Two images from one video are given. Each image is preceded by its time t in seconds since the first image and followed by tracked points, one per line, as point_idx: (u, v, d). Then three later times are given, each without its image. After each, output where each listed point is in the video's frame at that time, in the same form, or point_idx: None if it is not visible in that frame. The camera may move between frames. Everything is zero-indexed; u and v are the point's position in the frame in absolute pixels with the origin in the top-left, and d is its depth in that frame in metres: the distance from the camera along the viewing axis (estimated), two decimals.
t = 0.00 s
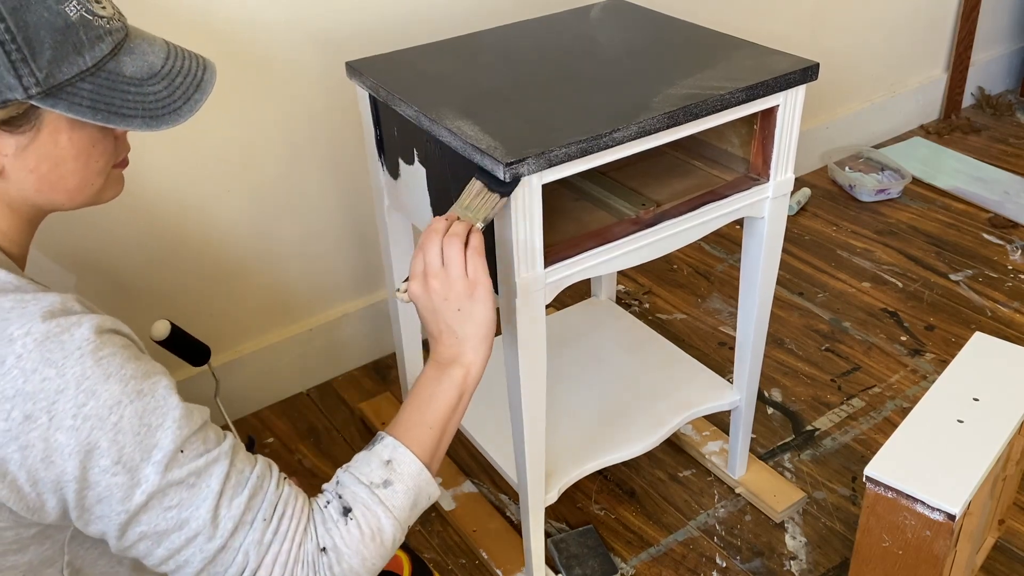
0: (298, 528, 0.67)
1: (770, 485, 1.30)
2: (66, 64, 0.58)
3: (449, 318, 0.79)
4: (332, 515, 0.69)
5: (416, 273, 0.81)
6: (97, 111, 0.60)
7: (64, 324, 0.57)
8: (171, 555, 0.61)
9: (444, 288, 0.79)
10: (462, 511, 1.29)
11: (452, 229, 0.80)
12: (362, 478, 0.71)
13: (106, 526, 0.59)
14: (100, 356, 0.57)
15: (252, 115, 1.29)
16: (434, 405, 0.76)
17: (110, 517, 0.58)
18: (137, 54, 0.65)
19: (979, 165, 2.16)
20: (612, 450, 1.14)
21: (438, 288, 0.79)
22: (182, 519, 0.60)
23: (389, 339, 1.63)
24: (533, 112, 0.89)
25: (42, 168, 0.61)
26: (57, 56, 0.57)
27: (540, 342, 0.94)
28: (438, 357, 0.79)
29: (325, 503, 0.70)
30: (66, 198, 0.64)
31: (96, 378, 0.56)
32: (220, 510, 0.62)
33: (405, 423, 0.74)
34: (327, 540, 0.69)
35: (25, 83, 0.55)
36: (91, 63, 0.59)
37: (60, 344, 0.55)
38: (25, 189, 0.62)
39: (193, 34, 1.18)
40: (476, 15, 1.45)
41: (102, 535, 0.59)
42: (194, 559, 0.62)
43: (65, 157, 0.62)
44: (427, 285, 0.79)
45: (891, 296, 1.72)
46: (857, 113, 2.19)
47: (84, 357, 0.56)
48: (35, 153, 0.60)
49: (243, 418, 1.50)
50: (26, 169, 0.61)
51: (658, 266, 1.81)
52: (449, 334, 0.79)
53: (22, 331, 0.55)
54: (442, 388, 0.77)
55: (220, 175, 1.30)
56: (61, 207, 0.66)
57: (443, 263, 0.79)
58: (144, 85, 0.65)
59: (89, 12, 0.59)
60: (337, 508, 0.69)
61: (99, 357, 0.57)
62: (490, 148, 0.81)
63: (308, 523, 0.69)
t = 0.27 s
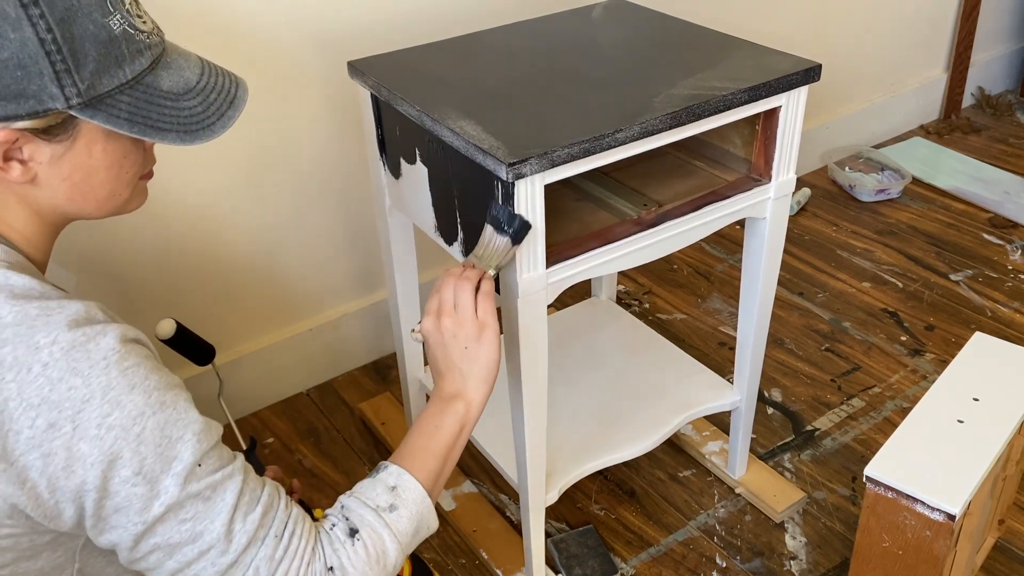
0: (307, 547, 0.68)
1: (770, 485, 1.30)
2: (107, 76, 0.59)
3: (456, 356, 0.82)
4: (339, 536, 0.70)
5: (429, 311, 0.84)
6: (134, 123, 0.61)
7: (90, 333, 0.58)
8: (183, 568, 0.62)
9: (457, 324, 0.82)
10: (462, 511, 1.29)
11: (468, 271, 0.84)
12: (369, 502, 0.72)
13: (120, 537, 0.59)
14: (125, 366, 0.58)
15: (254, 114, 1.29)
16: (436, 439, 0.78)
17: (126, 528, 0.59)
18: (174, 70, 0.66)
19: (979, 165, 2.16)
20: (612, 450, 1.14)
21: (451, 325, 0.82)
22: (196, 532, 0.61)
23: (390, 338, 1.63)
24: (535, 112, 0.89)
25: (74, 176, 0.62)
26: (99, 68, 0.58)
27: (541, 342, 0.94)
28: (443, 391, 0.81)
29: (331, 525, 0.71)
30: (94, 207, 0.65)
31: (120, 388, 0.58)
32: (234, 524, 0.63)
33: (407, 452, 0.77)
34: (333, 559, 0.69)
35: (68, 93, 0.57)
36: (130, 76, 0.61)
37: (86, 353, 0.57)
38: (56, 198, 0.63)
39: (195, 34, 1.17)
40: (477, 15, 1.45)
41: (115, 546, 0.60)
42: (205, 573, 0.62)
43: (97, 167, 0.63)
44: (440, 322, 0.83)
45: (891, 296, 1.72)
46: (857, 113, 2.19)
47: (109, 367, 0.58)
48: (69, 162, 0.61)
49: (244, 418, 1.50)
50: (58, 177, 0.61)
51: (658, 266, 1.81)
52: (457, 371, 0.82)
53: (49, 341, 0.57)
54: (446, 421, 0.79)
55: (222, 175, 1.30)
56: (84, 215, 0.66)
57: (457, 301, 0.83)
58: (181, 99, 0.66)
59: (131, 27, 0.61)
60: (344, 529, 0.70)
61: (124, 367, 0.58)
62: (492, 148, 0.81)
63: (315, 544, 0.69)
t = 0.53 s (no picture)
0: (303, 548, 0.69)
1: (770, 485, 1.30)
2: (101, 76, 0.59)
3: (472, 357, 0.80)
4: (333, 537, 0.71)
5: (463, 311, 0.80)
6: (130, 123, 0.61)
7: (94, 343, 0.58)
8: (184, 570, 0.64)
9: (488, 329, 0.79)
10: (462, 511, 1.29)
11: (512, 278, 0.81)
12: (362, 500, 0.73)
13: (122, 542, 0.61)
14: (129, 378, 0.58)
15: (254, 114, 1.29)
16: (423, 424, 0.77)
17: (127, 534, 0.60)
18: (170, 67, 0.66)
19: (979, 165, 2.16)
20: (612, 450, 1.14)
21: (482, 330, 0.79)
22: (198, 538, 0.62)
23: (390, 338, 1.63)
24: (534, 112, 0.89)
25: (69, 178, 0.62)
26: (93, 68, 0.58)
27: (541, 341, 0.94)
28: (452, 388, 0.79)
29: (324, 522, 0.72)
30: (91, 207, 0.65)
31: (124, 401, 0.58)
32: (235, 531, 0.64)
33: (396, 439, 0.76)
34: (327, 560, 0.70)
35: (61, 94, 0.56)
36: (125, 75, 0.61)
37: (90, 365, 0.57)
38: (53, 199, 0.63)
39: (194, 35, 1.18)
40: (477, 15, 1.45)
41: (116, 547, 0.62)
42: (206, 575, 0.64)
43: (94, 168, 0.63)
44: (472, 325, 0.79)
45: (891, 296, 1.72)
46: (857, 113, 2.19)
47: (113, 379, 0.58)
48: (64, 163, 0.61)
49: (245, 417, 1.50)
50: (53, 178, 0.61)
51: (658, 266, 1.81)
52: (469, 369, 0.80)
53: (52, 351, 0.56)
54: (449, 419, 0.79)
55: (222, 175, 1.30)
56: (82, 215, 0.67)
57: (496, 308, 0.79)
58: (178, 97, 0.66)
59: (125, 24, 0.61)
60: (338, 531, 0.72)
61: (127, 379, 0.58)
62: (491, 148, 0.81)
63: (310, 546, 0.70)
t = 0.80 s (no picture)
0: (303, 535, 0.69)
1: (770, 485, 1.30)
2: (105, 80, 0.59)
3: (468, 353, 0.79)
4: (332, 523, 0.72)
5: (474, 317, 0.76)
6: (134, 127, 0.61)
7: (100, 347, 0.58)
8: (190, 564, 0.64)
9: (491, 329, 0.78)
10: (462, 511, 1.29)
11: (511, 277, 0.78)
12: (361, 487, 0.73)
13: (130, 540, 0.61)
14: (135, 382, 0.58)
15: (253, 114, 1.29)
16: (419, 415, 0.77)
17: (136, 533, 0.60)
18: (174, 70, 0.66)
19: (979, 165, 2.16)
20: (612, 450, 1.14)
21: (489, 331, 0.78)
22: (205, 533, 0.63)
23: (390, 338, 1.63)
24: (534, 112, 0.89)
25: (74, 182, 0.62)
26: (96, 72, 0.58)
27: (541, 342, 0.94)
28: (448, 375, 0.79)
29: (323, 508, 0.72)
30: (95, 209, 0.65)
31: (132, 405, 0.58)
32: (241, 525, 0.64)
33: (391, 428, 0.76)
34: (327, 545, 0.71)
35: (65, 100, 0.56)
36: (129, 80, 0.61)
37: (98, 369, 0.57)
38: (57, 203, 0.63)
39: (194, 35, 1.17)
40: (477, 15, 1.45)
41: (123, 546, 0.62)
42: (212, 568, 0.65)
43: (98, 172, 0.63)
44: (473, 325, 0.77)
45: (891, 296, 1.72)
46: (857, 113, 2.19)
47: (120, 383, 0.57)
48: (69, 167, 0.61)
49: (245, 417, 1.50)
50: (58, 183, 0.61)
51: (658, 267, 1.81)
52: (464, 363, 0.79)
53: (59, 356, 0.56)
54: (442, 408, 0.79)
55: (222, 175, 1.30)
56: (83, 218, 0.66)
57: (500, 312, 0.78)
58: (182, 101, 0.66)
59: (128, 28, 0.61)
60: (337, 517, 0.72)
61: (134, 383, 0.58)
62: (492, 148, 0.81)
63: (310, 532, 0.70)
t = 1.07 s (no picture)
0: (284, 564, 0.69)
1: (771, 485, 1.30)
2: (116, 89, 0.59)
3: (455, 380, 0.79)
4: (312, 552, 0.71)
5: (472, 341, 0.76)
6: (144, 136, 0.61)
7: (108, 361, 0.58)
8: None
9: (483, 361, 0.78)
10: (462, 511, 1.29)
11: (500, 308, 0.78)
12: (343, 516, 0.73)
13: (120, 555, 0.61)
14: (141, 399, 0.59)
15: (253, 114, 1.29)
16: (405, 443, 0.77)
17: (126, 549, 0.61)
18: (185, 77, 0.66)
19: (980, 165, 2.16)
20: (612, 450, 1.14)
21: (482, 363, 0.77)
22: (193, 555, 0.63)
23: (389, 339, 1.63)
24: (533, 112, 0.89)
25: (82, 189, 0.62)
26: (108, 81, 0.58)
27: (540, 342, 0.94)
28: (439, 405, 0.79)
29: (304, 536, 0.72)
30: (103, 216, 0.65)
31: (135, 422, 0.58)
32: (229, 548, 0.64)
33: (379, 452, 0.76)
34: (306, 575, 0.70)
35: (76, 108, 0.56)
36: (139, 88, 0.61)
37: (104, 385, 0.57)
38: (65, 209, 0.63)
39: (194, 36, 1.17)
40: (477, 15, 1.45)
41: (114, 561, 0.62)
42: None
43: (106, 179, 0.63)
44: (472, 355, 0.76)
45: (892, 296, 1.72)
46: (857, 113, 2.19)
47: (125, 399, 0.58)
48: (78, 174, 0.61)
49: (245, 417, 1.50)
50: (66, 189, 0.61)
51: (658, 267, 1.81)
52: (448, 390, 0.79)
53: (66, 369, 0.56)
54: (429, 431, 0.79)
55: (223, 176, 1.30)
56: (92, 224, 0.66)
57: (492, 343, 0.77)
58: (192, 109, 0.66)
59: (141, 36, 0.61)
60: (317, 545, 0.72)
61: (140, 400, 0.58)
62: (490, 148, 0.82)
63: (291, 559, 0.70)
